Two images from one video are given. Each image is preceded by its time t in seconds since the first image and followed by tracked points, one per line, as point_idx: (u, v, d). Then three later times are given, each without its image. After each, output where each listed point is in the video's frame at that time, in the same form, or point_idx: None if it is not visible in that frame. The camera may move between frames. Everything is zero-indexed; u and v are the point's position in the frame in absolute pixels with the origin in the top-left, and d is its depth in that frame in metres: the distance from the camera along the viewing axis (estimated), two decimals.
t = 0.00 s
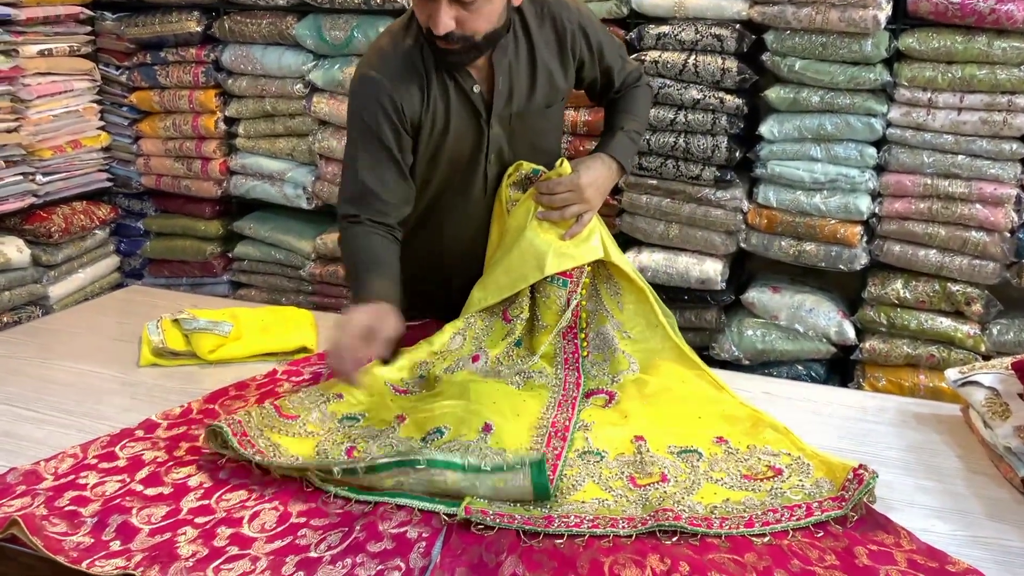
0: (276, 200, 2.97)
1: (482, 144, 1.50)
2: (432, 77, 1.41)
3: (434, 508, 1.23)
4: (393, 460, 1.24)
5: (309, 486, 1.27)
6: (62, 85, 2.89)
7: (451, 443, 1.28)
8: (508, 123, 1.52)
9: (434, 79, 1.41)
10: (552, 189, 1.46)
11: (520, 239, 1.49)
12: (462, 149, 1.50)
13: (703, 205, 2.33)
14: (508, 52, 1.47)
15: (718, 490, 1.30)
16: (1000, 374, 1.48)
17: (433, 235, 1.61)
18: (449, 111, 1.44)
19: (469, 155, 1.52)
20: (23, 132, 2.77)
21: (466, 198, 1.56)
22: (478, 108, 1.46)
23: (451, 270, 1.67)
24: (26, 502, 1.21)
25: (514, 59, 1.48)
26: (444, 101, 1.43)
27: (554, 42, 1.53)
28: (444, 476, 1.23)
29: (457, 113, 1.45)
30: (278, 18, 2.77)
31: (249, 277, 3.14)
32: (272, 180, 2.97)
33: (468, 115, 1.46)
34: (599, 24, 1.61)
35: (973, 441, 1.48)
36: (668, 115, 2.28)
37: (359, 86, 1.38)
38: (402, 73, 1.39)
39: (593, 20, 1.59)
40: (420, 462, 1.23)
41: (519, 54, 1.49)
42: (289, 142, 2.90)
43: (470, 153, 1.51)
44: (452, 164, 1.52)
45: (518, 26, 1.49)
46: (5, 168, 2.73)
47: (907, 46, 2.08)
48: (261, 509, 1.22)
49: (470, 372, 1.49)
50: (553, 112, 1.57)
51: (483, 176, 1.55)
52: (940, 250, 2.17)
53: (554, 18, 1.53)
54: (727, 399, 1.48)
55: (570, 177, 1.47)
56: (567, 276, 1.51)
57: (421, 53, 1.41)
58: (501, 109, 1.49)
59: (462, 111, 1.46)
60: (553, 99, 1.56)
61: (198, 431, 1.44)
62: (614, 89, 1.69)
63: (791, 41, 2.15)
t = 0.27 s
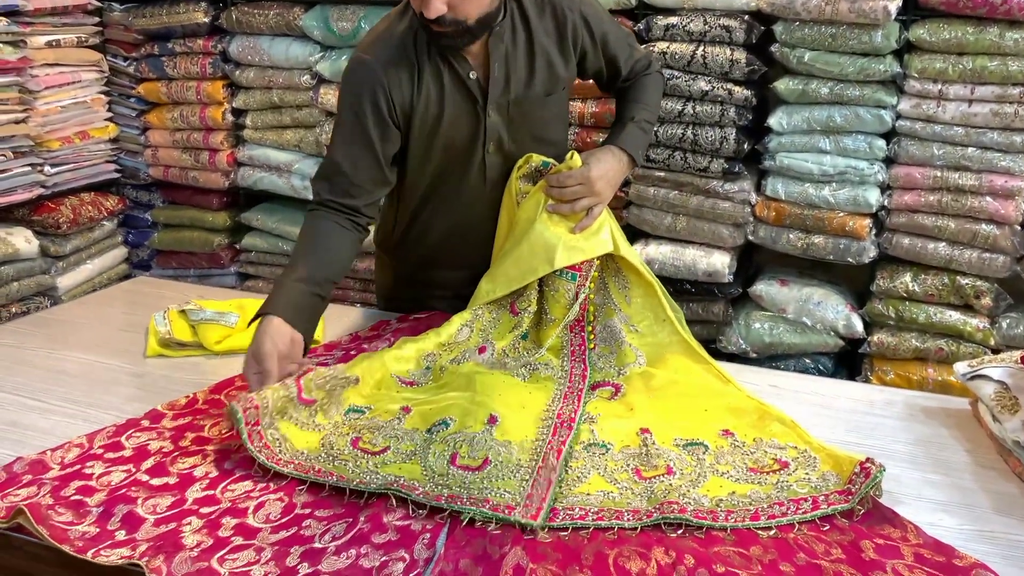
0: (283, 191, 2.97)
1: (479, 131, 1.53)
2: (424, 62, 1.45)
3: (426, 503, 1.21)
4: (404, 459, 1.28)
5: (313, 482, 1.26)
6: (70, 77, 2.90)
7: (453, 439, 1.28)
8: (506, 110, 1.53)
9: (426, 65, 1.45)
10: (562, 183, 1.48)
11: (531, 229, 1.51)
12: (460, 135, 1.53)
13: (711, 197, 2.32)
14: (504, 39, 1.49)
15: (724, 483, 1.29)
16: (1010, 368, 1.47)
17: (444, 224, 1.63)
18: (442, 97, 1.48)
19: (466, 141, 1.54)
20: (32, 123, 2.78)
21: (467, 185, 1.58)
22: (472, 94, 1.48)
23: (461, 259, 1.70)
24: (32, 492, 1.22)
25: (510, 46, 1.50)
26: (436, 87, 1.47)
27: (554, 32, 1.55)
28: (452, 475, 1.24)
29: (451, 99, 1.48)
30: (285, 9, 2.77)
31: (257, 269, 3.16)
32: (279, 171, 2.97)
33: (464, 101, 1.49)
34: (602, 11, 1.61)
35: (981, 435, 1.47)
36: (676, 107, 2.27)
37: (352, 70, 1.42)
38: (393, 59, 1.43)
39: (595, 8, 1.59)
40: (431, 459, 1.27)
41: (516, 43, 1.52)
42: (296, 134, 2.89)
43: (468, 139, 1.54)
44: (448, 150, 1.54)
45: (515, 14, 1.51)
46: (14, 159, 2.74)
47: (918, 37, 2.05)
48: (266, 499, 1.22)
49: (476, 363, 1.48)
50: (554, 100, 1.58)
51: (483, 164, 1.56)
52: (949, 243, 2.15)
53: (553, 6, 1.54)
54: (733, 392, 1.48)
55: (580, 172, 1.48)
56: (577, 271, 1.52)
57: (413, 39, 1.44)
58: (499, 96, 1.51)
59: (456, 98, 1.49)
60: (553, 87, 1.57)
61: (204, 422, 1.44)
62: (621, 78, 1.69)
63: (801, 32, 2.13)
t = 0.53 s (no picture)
0: (286, 184, 2.96)
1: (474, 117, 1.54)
2: (418, 52, 1.48)
3: (429, 500, 1.20)
4: (407, 452, 1.29)
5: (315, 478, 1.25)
6: (73, 68, 2.89)
7: (453, 429, 1.29)
8: (500, 96, 1.55)
9: (418, 55, 1.48)
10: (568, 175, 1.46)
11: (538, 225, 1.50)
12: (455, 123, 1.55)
13: (716, 190, 2.30)
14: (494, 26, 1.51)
15: (726, 479, 1.28)
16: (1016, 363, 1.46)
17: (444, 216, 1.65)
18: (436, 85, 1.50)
19: (462, 129, 1.56)
20: (34, 115, 2.77)
21: (462, 174, 1.59)
22: (466, 82, 1.51)
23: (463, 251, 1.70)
24: (32, 485, 1.22)
25: (500, 33, 1.52)
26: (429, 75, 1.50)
27: (544, 16, 1.56)
28: (454, 468, 1.24)
29: (445, 88, 1.51)
30: None
31: (259, 262, 3.15)
32: (282, 164, 2.96)
33: (457, 89, 1.52)
34: None
35: (987, 430, 1.46)
36: (681, 99, 2.25)
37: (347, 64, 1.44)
38: (386, 49, 1.45)
39: None
40: (432, 449, 1.27)
41: (506, 29, 1.54)
42: (300, 126, 2.88)
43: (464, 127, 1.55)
44: (445, 139, 1.56)
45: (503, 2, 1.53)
46: (17, 151, 2.73)
47: (925, 29, 2.03)
48: (266, 493, 1.22)
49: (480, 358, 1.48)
50: (549, 85, 1.58)
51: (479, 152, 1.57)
52: (955, 237, 2.13)
53: None
54: (738, 387, 1.47)
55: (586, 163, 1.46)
56: (586, 265, 1.52)
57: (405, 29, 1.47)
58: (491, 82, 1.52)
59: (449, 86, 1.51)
60: (546, 72, 1.57)
61: (205, 415, 1.44)
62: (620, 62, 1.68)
63: (807, 24, 2.10)
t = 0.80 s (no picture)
0: (284, 178, 2.93)
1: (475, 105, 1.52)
2: (416, 39, 1.46)
3: (425, 502, 1.18)
4: (399, 447, 1.28)
5: (308, 484, 1.23)
6: (69, 61, 2.86)
7: (446, 421, 1.27)
8: (500, 84, 1.52)
9: (417, 42, 1.46)
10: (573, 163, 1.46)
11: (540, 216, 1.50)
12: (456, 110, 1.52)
13: (719, 185, 2.28)
14: (492, 13, 1.49)
15: (722, 478, 1.27)
16: None
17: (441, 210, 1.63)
18: (436, 72, 1.48)
19: (462, 118, 1.53)
20: (30, 108, 2.75)
21: (461, 164, 1.57)
22: (467, 68, 1.49)
23: (461, 245, 1.68)
24: (26, 484, 1.20)
25: (499, 21, 1.51)
26: (429, 62, 1.47)
27: (543, 3, 1.54)
28: (449, 465, 1.22)
29: (445, 75, 1.49)
30: None
31: (258, 256, 3.13)
32: (280, 158, 2.93)
33: (457, 77, 1.50)
34: None
35: (993, 429, 1.44)
36: (684, 93, 2.23)
37: (344, 49, 1.41)
38: (385, 35, 1.43)
39: None
40: (426, 442, 1.26)
41: (505, 16, 1.52)
42: (298, 119, 2.85)
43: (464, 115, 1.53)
44: (444, 128, 1.54)
45: None
46: (13, 144, 2.71)
47: (932, 22, 2.00)
48: (263, 493, 1.20)
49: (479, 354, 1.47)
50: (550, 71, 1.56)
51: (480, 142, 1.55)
52: (961, 232, 2.10)
53: None
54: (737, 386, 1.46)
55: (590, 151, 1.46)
56: (586, 256, 1.53)
57: (403, 16, 1.46)
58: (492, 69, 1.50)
59: (450, 72, 1.49)
60: (545, 59, 1.55)
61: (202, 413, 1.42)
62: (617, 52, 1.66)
63: (812, 17, 2.07)
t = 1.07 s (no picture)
0: (281, 173, 2.88)
1: (478, 86, 1.49)
2: (421, 15, 1.46)
3: (429, 511, 1.14)
4: (402, 455, 1.25)
5: (308, 493, 1.19)
6: (60, 54, 2.80)
7: (448, 429, 1.27)
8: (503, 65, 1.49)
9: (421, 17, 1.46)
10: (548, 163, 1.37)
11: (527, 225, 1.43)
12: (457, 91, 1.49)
13: (723, 181, 2.24)
14: None
15: (734, 486, 1.23)
16: None
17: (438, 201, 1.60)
18: (437, 48, 1.46)
19: (465, 98, 1.50)
20: (21, 103, 2.70)
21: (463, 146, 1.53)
22: (471, 44, 1.47)
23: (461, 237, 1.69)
24: (16, 495, 1.16)
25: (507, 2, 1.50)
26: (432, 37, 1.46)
27: None
28: (454, 473, 1.20)
29: (448, 51, 1.47)
30: None
31: (254, 253, 3.06)
32: (276, 153, 2.87)
33: (460, 54, 1.47)
34: None
35: (1008, 433, 1.41)
36: (688, 88, 2.19)
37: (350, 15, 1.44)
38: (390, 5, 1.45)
39: None
40: (427, 450, 1.24)
41: None
42: (294, 114, 2.80)
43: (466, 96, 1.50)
44: (445, 108, 1.51)
45: None
46: (3, 140, 2.65)
47: (941, 15, 1.96)
48: (262, 503, 1.16)
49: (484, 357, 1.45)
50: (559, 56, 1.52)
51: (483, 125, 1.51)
52: (969, 230, 2.07)
53: None
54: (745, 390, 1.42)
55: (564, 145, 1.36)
56: (577, 258, 1.46)
57: None
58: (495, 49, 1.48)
59: (453, 49, 1.47)
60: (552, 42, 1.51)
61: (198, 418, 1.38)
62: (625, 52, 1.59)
63: (818, 10, 2.03)
